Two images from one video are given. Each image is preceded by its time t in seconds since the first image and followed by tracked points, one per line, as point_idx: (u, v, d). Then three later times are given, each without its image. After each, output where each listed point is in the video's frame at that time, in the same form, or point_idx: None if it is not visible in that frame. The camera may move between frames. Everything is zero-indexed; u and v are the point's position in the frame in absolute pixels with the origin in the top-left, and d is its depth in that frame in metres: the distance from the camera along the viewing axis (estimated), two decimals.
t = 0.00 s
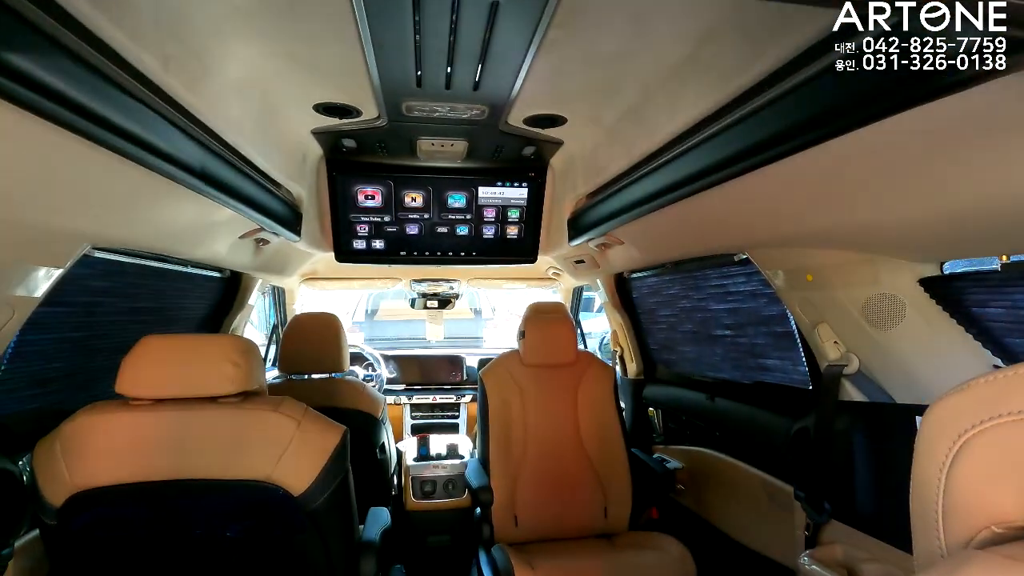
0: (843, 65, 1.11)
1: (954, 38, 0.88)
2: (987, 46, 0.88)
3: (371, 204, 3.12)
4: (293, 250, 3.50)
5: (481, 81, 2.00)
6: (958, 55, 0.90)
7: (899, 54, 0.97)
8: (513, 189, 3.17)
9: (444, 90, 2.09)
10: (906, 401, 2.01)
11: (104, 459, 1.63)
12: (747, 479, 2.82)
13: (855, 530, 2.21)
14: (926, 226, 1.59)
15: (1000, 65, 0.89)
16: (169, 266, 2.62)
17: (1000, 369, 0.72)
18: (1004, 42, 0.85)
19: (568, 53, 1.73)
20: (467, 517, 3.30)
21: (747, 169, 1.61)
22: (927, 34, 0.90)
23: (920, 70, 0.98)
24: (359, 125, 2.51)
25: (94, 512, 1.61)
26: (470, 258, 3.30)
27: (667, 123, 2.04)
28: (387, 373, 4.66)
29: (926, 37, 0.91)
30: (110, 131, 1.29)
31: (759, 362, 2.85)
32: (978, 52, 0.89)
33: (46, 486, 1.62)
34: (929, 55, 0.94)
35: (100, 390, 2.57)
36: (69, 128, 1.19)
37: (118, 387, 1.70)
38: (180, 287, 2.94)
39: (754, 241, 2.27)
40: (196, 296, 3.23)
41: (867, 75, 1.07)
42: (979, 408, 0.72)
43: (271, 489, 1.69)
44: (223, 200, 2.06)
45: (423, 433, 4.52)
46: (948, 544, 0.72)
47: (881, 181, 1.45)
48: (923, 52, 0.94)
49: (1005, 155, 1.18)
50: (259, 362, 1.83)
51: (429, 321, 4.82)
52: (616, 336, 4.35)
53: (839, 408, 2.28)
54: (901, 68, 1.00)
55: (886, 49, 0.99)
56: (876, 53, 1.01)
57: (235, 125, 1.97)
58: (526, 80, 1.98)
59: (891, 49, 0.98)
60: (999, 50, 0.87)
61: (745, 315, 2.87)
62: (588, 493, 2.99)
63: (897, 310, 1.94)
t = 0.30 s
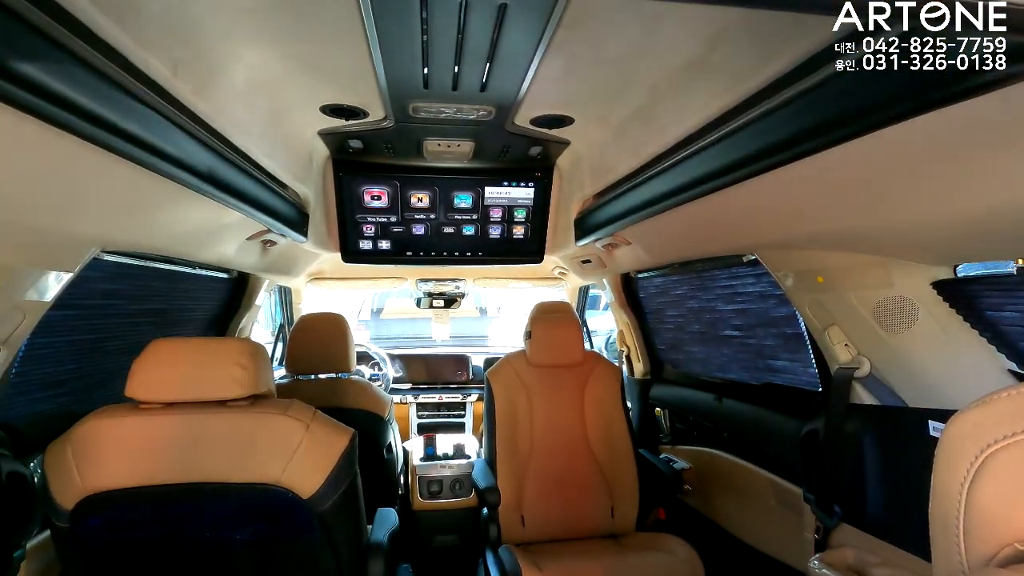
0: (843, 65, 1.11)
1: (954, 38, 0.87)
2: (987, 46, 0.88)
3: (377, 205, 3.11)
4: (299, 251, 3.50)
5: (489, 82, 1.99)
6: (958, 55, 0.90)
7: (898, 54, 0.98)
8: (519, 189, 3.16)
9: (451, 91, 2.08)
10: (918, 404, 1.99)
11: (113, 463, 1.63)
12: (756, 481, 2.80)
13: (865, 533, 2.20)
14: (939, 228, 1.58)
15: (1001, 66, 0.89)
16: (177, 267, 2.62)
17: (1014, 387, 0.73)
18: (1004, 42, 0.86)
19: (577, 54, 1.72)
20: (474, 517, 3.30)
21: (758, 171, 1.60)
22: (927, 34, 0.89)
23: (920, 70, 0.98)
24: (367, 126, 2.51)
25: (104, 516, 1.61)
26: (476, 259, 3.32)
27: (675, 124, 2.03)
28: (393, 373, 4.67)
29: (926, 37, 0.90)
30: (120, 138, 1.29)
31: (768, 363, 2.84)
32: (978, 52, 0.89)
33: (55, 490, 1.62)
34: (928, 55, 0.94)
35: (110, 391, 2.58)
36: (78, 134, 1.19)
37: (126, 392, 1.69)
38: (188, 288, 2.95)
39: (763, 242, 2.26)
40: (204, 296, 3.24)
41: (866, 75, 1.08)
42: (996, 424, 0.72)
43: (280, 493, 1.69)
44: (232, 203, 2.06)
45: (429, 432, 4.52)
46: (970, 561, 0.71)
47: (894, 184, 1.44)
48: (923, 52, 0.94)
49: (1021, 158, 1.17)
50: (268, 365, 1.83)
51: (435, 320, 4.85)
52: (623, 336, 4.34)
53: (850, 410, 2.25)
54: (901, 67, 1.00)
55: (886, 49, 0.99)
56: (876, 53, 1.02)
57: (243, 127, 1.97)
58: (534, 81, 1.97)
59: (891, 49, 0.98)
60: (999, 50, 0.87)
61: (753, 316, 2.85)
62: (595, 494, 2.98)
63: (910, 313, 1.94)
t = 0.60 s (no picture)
0: (843, 66, 1.14)
1: (955, 38, 0.88)
2: (987, 47, 0.87)
3: (382, 203, 3.12)
4: (305, 249, 3.51)
5: (494, 80, 2.00)
6: (958, 55, 0.90)
7: (899, 54, 1.00)
8: (524, 186, 3.17)
9: (456, 90, 2.09)
10: (925, 402, 1.99)
11: (122, 459, 1.64)
12: (761, 478, 2.80)
13: (871, 531, 2.19)
14: (945, 225, 1.57)
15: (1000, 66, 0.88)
16: (184, 265, 2.63)
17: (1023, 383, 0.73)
18: (1004, 42, 0.85)
19: (581, 51, 1.72)
20: (479, 515, 3.31)
21: (764, 168, 1.59)
22: (927, 34, 0.92)
23: (920, 70, 0.99)
24: (372, 124, 2.51)
25: (113, 511, 1.62)
26: (481, 256, 3.31)
27: (680, 122, 2.02)
28: (398, 370, 4.68)
29: (926, 37, 0.92)
30: (128, 136, 1.30)
31: (774, 361, 2.83)
32: (978, 53, 0.89)
33: (66, 486, 1.63)
34: (929, 55, 0.96)
35: (118, 388, 2.60)
36: (88, 133, 1.20)
37: (134, 389, 1.71)
38: (195, 286, 2.96)
39: (769, 239, 2.25)
40: (211, 294, 3.25)
41: (866, 75, 1.10)
42: (1005, 421, 0.72)
43: (287, 489, 1.70)
44: (238, 202, 2.07)
45: (434, 430, 4.53)
46: (979, 556, 0.71)
47: (902, 181, 1.43)
48: (923, 52, 0.95)
49: None
50: (274, 362, 1.83)
51: (440, 318, 4.78)
52: (627, 333, 4.34)
53: (857, 408, 2.25)
54: (902, 68, 1.01)
55: (887, 50, 1.01)
56: (877, 53, 1.04)
57: (250, 126, 1.97)
58: (539, 79, 1.97)
59: (891, 49, 1.01)
60: (999, 50, 0.86)
61: (759, 314, 2.84)
62: (600, 492, 2.98)
63: (918, 310, 1.93)
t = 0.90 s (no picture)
0: (843, 66, 1.15)
1: (955, 38, 0.89)
2: (987, 47, 0.88)
3: (386, 202, 3.14)
4: (309, 247, 3.53)
5: (498, 79, 2.01)
6: (958, 55, 0.91)
7: (898, 54, 1.01)
8: (527, 185, 3.18)
9: (460, 88, 2.10)
10: (927, 399, 2.00)
11: (131, 454, 1.66)
12: (764, 475, 2.81)
13: (874, 527, 2.20)
14: (947, 222, 1.58)
15: (1000, 66, 0.89)
16: (190, 263, 2.65)
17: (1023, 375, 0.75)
18: (1004, 41, 0.86)
19: (585, 50, 1.73)
20: (483, 511, 3.32)
21: (766, 166, 1.60)
22: (927, 34, 0.93)
23: (920, 70, 1.00)
24: (376, 123, 2.53)
25: (123, 506, 1.64)
26: (484, 255, 3.32)
27: (683, 120, 2.03)
28: (401, 368, 4.70)
29: (927, 37, 0.93)
30: (135, 134, 1.31)
31: (777, 358, 2.84)
32: (978, 52, 0.90)
33: (75, 481, 1.65)
34: (928, 56, 0.97)
35: (125, 385, 2.62)
36: (97, 131, 1.21)
37: (142, 384, 1.72)
38: (201, 284, 2.98)
39: (772, 237, 2.26)
40: (217, 292, 3.28)
41: (866, 75, 1.11)
42: (1003, 412, 0.73)
43: (293, 484, 1.72)
44: (244, 200, 2.08)
45: (437, 428, 4.55)
46: (975, 545, 0.72)
47: (904, 179, 1.44)
48: (923, 52, 0.96)
49: None
50: (280, 358, 1.85)
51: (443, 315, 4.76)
52: (630, 332, 4.35)
53: (860, 405, 2.26)
54: (902, 68, 1.03)
55: (886, 50, 1.03)
56: (876, 53, 1.06)
57: (256, 125, 1.99)
58: (543, 77, 1.98)
59: (891, 49, 1.02)
60: (999, 50, 0.87)
61: (762, 312, 2.85)
62: (603, 489, 2.99)
63: (920, 308, 1.93)
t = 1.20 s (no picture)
0: (843, 66, 1.17)
1: (955, 38, 0.89)
2: (987, 47, 0.90)
3: (391, 202, 3.16)
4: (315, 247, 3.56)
5: (502, 80, 2.03)
6: (958, 55, 0.92)
7: (898, 54, 1.01)
8: (531, 184, 3.19)
9: (465, 89, 2.12)
10: (928, 397, 2.01)
11: (143, 451, 1.69)
12: (767, 473, 2.83)
13: (876, 524, 2.21)
14: (948, 221, 1.60)
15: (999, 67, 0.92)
16: (199, 263, 2.68)
17: (1017, 373, 0.77)
18: (1004, 42, 0.87)
19: (589, 51, 1.75)
20: (487, 509, 3.35)
21: (769, 166, 1.62)
22: (926, 34, 0.92)
23: (920, 69, 1.01)
24: (381, 124, 2.56)
25: (135, 502, 1.67)
26: (489, 255, 3.34)
27: (686, 121, 2.05)
28: (406, 367, 4.72)
29: (926, 38, 0.93)
30: (146, 136, 1.33)
31: (780, 357, 2.85)
32: (978, 52, 0.91)
33: (89, 478, 1.68)
34: (929, 55, 0.97)
35: (134, 384, 2.65)
36: (110, 134, 1.23)
37: (154, 382, 1.75)
38: (209, 283, 3.01)
39: (775, 236, 2.28)
40: (223, 292, 3.31)
41: (866, 75, 1.13)
42: (995, 409, 0.76)
43: (302, 481, 1.74)
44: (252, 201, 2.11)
45: (441, 426, 4.58)
46: (972, 537, 0.74)
47: (905, 179, 1.46)
48: (923, 52, 0.97)
49: None
50: (288, 357, 1.87)
51: (447, 316, 4.96)
52: (634, 330, 4.37)
53: (862, 403, 2.27)
54: (902, 67, 1.03)
55: (886, 49, 1.03)
56: (877, 53, 1.05)
57: (263, 127, 2.01)
58: (547, 78, 2.00)
59: (891, 49, 1.02)
60: (999, 50, 0.89)
61: (765, 310, 2.87)
62: (607, 486, 3.01)
63: (921, 306, 1.95)
